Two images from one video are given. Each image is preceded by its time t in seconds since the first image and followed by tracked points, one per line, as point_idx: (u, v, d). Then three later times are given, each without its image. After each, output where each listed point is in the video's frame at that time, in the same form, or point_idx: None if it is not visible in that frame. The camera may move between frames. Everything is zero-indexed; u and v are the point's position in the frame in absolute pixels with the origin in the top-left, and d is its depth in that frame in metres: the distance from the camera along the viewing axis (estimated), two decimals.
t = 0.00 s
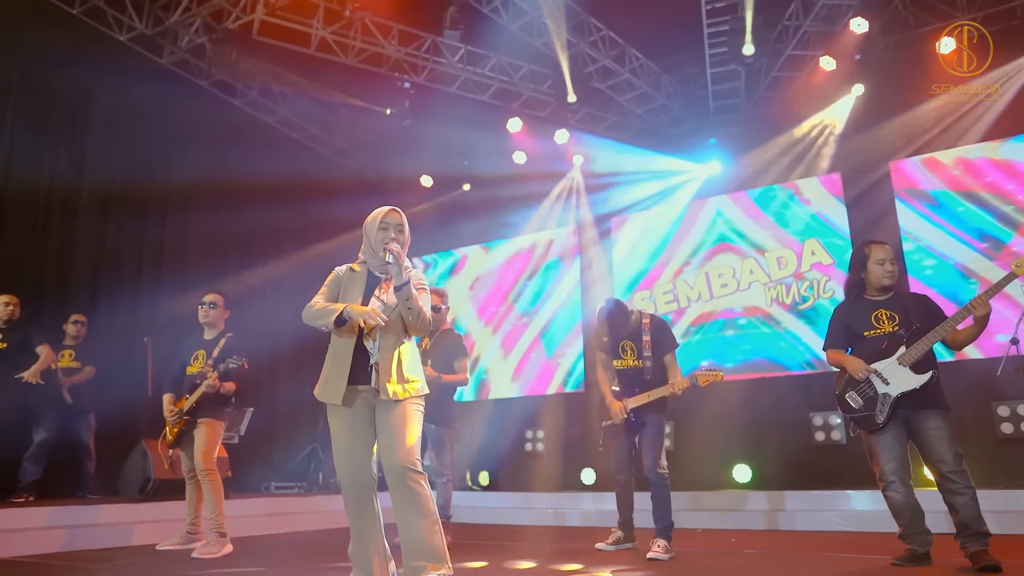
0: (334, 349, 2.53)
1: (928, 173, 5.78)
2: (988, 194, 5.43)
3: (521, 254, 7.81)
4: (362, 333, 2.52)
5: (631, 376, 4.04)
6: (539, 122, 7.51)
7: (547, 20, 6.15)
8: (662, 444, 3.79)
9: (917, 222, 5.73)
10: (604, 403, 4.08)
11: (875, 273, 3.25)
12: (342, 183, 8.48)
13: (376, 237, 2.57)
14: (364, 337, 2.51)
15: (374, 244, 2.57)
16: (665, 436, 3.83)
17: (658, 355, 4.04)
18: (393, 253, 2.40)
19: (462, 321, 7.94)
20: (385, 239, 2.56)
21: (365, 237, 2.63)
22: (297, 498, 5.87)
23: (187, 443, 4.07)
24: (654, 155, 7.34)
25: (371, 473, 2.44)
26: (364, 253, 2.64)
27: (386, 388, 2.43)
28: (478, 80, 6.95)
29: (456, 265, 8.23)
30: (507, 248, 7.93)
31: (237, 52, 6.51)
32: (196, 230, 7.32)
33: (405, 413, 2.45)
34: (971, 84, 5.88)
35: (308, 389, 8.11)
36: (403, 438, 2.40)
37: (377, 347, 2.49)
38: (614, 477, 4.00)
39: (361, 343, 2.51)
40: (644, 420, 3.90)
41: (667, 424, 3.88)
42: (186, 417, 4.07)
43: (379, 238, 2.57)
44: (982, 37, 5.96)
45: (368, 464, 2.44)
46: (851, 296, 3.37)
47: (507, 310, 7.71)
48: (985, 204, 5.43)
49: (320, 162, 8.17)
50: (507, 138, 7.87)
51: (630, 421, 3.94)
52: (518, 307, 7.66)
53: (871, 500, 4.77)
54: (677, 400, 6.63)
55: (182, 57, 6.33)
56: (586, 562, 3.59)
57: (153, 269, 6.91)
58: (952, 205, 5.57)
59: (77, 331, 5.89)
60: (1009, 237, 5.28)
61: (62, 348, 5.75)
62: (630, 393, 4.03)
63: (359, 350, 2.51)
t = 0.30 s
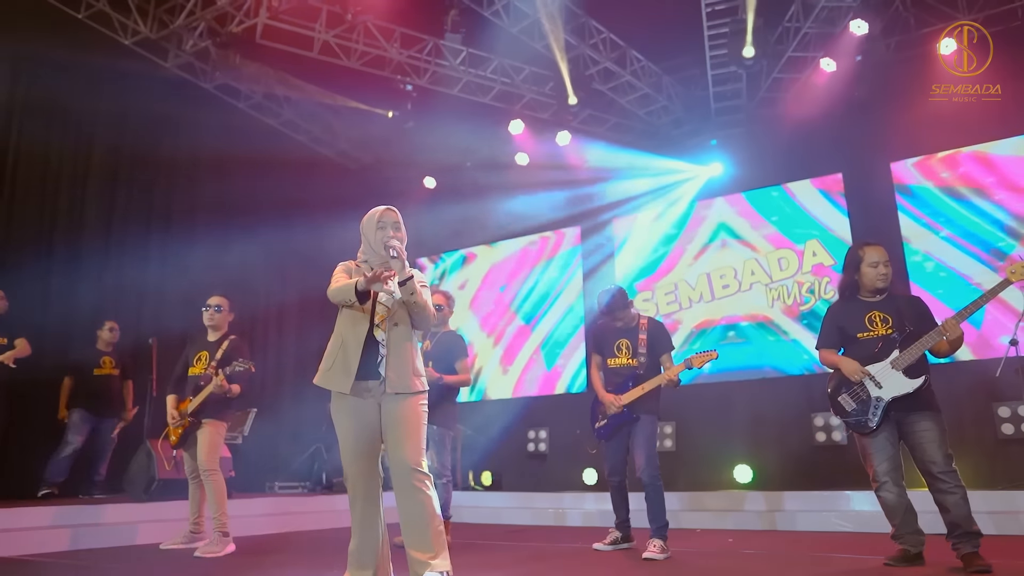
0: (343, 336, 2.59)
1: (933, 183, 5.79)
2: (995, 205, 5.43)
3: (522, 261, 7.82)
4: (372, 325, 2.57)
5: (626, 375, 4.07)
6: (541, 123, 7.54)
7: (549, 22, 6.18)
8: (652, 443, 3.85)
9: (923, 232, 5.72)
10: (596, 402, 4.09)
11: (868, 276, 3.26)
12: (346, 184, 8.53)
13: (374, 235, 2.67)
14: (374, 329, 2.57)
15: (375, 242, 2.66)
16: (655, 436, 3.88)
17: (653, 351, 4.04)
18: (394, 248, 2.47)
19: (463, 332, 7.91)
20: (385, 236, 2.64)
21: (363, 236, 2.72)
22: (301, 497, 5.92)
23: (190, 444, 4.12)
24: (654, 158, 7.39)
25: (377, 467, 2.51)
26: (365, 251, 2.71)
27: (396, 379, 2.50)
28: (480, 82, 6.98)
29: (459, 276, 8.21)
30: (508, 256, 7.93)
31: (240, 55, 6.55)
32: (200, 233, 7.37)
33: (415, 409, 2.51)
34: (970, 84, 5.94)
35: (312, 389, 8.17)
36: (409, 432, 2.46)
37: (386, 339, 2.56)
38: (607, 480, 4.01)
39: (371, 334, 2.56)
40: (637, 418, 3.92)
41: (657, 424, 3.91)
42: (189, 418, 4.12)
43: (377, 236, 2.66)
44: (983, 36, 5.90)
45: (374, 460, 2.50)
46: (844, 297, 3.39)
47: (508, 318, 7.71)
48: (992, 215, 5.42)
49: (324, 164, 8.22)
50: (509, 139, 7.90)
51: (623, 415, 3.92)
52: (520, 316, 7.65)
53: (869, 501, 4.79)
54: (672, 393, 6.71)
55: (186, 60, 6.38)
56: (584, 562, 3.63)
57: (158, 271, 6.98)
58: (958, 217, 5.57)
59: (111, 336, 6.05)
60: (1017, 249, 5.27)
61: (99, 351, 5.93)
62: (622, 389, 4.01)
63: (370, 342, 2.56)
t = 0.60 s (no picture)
0: (357, 337, 2.63)
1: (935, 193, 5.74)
2: (999, 215, 5.38)
3: (524, 270, 7.78)
4: (385, 326, 2.61)
5: (621, 374, 4.09)
6: (543, 125, 7.57)
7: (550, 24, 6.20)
8: (648, 442, 3.88)
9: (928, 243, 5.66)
10: (592, 400, 4.13)
11: (862, 278, 3.28)
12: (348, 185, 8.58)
13: (384, 239, 2.69)
14: (387, 329, 2.60)
15: (384, 247, 2.69)
16: (651, 435, 3.91)
17: (647, 351, 4.09)
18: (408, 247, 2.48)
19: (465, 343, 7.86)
20: (394, 239, 2.67)
21: (373, 240, 2.74)
22: (303, 497, 5.96)
23: (194, 444, 4.16)
24: (654, 160, 7.42)
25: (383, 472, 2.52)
26: (374, 254, 2.73)
27: (408, 378, 2.55)
28: (481, 84, 7.02)
29: (462, 287, 8.17)
30: (510, 265, 7.89)
31: (244, 59, 6.61)
32: (204, 234, 7.42)
33: (427, 410, 2.56)
34: (970, 84, 5.96)
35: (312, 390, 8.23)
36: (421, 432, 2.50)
37: (399, 339, 2.60)
38: (604, 477, 4.06)
39: (384, 334, 2.59)
40: (632, 416, 3.95)
41: (652, 423, 3.93)
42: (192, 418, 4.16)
43: (387, 241, 2.69)
44: (983, 36, 5.90)
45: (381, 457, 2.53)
46: (839, 299, 3.42)
47: (510, 328, 7.66)
48: (997, 226, 5.37)
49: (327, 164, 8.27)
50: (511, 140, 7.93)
51: (618, 414, 3.96)
52: (521, 325, 7.60)
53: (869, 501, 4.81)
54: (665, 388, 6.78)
55: (190, 63, 6.43)
56: (582, 561, 3.66)
57: (162, 272, 7.03)
58: (960, 225, 5.53)
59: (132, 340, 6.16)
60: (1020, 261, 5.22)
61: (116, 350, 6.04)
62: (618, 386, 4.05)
63: (382, 342, 2.59)
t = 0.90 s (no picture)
0: (370, 335, 2.66)
1: (933, 206, 5.71)
2: (996, 226, 5.35)
3: (524, 281, 7.77)
4: (393, 322, 2.64)
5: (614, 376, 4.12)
6: (542, 126, 7.60)
7: (549, 26, 6.23)
8: (642, 443, 3.92)
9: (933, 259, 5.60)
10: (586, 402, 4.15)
11: (851, 281, 3.32)
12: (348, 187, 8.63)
13: (393, 234, 2.71)
14: (396, 327, 2.64)
15: (394, 242, 2.70)
16: (644, 435, 3.96)
17: (639, 354, 4.12)
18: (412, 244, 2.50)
19: (464, 356, 7.83)
20: (402, 234, 2.68)
21: (383, 236, 2.76)
22: (303, 497, 6.00)
23: (194, 444, 4.20)
24: (652, 162, 7.44)
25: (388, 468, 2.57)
26: (384, 250, 2.75)
27: (419, 373, 2.56)
28: (481, 85, 7.05)
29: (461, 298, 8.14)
30: (510, 276, 7.88)
31: (245, 61, 6.66)
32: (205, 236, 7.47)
33: (435, 403, 2.58)
34: (970, 85, 5.98)
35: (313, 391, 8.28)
36: (428, 426, 2.52)
37: (409, 334, 2.63)
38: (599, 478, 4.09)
39: (393, 332, 2.63)
40: (626, 417, 4.00)
41: (645, 423, 3.99)
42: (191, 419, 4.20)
43: (396, 235, 2.70)
44: (983, 36, 5.88)
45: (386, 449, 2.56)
46: (832, 302, 3.45)
47: (510, 339, 7.63)
48: (996, 237, 5.33)
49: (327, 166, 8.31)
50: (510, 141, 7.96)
51: (611, 416, 4.00)
52: (521, 335, 7.57)
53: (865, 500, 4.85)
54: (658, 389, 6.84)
55: (191, 65, 6.48)
56: (578, 560, 3.70)
57: (164, 272, 7.09)
58: (960, 237, 5.49)
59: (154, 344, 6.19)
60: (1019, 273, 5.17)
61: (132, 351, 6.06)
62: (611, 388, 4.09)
63: (392, 340, 2.64)
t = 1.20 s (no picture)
0: (375, 334, 2.71)
1: (932, 218, 5.67)
2: (997, 238, 5.32)
3: (522, 290, 7.78)
4: (398, 318, 2.69)
5: (608, 375, 4.18)
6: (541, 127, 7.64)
7: (546, 28, 6.27)
8: (635, 442, 3.96)
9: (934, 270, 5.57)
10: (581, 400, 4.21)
11: (835, 273, 3.39)
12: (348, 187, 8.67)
13: (397, 230, 2.76)
14: (401, 323, 2.69)
15: (398, 238, 2.76)
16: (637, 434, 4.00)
17: (633, 353, 4.17)
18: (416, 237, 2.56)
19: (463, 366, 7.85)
20: (407, 231, 2.74)
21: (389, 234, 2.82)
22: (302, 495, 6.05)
23: (193, 443, 4.24)
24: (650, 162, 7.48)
25: (389, 464, 2.65)
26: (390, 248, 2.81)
27: (426, 368, 2.59)
28: (479, 86, 7.10)
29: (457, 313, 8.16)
30: (506, 287, 7.90)
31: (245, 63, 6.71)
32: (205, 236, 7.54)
33: (443, 401, 2.62)
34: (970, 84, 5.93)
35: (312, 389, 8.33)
36: (434, 423, 2.57)
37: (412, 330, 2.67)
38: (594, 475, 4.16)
39: (398, 329, 2.68)
40: (620, 417, 4.07)
41: (638, 422, 4.04)
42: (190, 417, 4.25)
43: (400, 231, 2.75)
44: (983, 36, 5.90)
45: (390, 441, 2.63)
46: (823, 299, 3.48)
47: (507, 349, 7.65)
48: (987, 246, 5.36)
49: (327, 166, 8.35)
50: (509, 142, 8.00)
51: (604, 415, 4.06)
52: (519, 344, 7.59)
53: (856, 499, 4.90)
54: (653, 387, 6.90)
55: (192, 67, 6.53)
56: (572, 556, 3.75)
57: (165, 272, 7.15)
58: (952, 245, 5.51)
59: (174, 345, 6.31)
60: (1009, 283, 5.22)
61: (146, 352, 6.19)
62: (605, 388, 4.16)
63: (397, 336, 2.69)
